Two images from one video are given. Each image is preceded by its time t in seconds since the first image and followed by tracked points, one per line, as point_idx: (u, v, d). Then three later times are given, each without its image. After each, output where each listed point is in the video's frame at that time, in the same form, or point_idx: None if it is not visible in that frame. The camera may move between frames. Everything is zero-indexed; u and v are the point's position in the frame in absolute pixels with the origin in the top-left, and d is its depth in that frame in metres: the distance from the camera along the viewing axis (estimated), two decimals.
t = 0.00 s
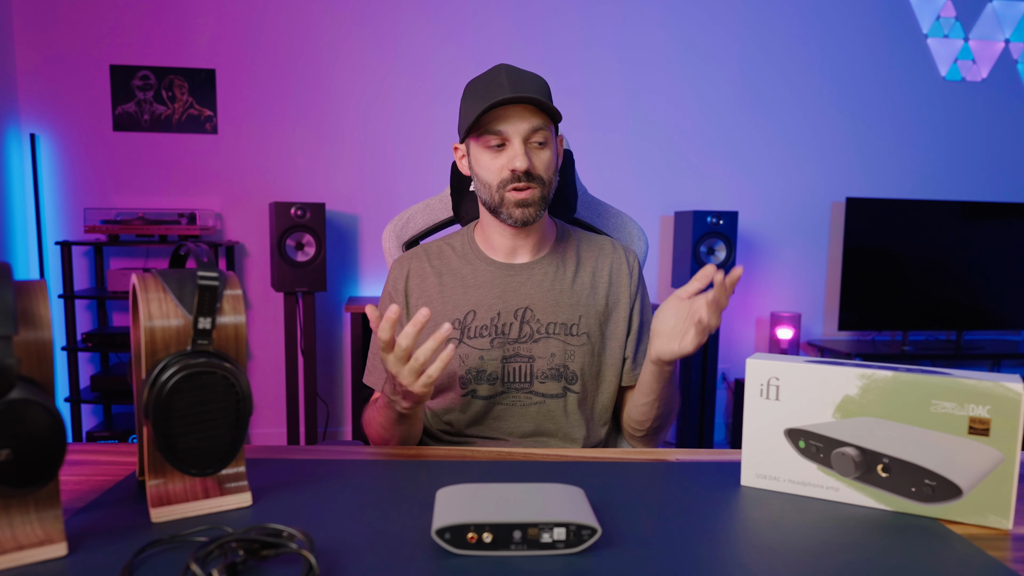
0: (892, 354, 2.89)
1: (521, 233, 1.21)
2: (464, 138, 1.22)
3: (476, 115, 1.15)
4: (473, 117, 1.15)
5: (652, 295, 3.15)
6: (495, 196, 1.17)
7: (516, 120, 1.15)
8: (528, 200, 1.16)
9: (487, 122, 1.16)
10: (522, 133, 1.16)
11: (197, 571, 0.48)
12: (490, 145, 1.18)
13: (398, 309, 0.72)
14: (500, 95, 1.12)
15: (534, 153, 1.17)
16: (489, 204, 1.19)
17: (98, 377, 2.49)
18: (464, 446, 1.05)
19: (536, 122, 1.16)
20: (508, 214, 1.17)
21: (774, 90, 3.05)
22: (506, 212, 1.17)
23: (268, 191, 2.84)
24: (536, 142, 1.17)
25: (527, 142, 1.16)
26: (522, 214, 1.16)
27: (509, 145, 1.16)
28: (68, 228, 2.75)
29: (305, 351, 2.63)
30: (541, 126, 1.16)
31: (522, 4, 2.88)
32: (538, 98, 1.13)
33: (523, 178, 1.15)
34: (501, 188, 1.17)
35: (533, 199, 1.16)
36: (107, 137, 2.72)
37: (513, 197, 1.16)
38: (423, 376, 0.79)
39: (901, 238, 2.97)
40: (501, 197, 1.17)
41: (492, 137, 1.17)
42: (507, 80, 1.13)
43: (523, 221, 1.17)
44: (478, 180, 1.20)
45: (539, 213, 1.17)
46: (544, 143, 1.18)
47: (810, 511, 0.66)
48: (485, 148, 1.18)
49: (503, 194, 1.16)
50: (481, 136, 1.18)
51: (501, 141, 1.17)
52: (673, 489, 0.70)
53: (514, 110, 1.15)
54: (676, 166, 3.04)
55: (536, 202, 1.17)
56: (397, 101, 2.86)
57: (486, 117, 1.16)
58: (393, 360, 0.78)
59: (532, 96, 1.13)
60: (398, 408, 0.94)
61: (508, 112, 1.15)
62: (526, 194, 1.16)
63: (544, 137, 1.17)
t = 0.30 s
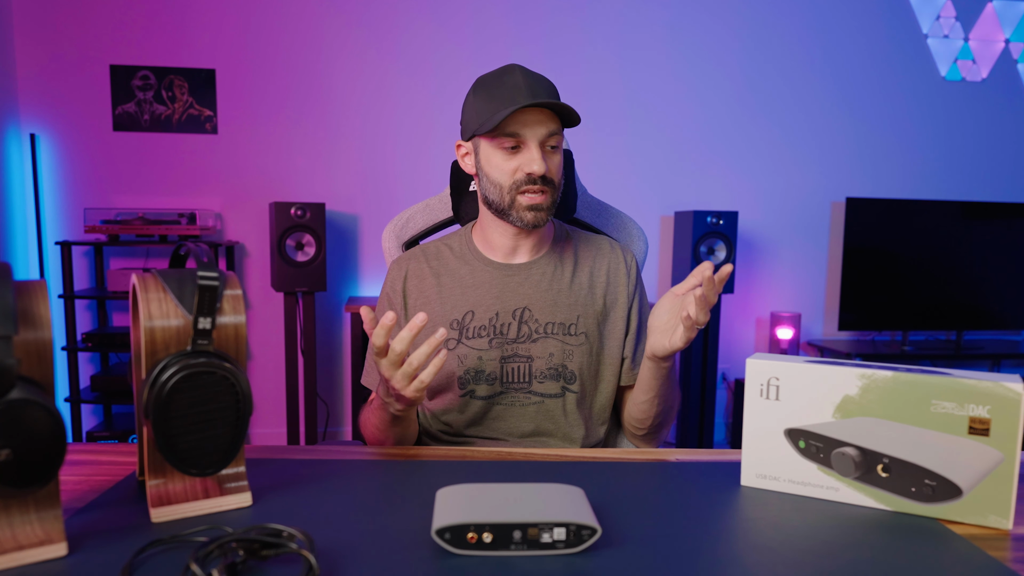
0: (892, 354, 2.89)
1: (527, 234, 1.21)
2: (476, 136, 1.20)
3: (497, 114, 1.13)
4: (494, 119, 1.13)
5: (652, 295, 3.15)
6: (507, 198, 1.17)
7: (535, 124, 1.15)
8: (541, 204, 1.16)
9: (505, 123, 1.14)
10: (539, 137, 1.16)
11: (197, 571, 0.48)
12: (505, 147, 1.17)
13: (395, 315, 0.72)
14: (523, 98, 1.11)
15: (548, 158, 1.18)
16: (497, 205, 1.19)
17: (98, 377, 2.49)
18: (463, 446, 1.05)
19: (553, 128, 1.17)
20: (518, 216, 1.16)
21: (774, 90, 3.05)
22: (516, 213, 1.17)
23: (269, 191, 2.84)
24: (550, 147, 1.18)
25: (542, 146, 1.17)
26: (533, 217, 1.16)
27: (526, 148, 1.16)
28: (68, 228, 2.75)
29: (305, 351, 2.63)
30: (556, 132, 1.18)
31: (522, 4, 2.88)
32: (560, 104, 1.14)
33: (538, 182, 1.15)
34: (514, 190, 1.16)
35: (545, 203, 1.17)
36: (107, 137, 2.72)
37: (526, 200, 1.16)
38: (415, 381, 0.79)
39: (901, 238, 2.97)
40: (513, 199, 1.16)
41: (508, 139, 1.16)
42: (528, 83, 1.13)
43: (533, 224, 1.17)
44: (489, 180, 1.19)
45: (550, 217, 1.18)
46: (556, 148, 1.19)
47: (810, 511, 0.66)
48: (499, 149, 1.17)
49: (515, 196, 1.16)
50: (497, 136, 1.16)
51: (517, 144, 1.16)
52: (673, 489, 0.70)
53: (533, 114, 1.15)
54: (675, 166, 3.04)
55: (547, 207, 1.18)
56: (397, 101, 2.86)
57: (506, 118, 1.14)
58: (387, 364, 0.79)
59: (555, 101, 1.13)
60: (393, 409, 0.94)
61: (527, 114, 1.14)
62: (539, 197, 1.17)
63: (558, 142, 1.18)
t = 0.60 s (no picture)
0: (892, 354, 2.89)
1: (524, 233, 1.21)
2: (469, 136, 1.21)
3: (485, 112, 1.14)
4: (482, 115, 1.14)
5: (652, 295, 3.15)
6: (500, 196, 1.17)
7: (526, 120, 1.15)
8: (534, 200, 1.16)
9: (495, 120, 1.15)
10: (530, 132, 1.16)
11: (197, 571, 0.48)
12: (496, 143, 1.17)
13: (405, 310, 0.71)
14: (509, 94, 1.12)
15: (541, 153, 1.17)
16: (492, 203, 1.19)
17: (98, 377, 2.49)
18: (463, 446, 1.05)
19: (544, 123, 1.17)
20: (512, 214, 1.16)
21: (774, 90, 3.05)
22: (510, 211, 1.17)
23: (269, 191, 2.84)
24: (543, 142, 1.18)
25: (534, 142, 1.16)
26: (527, 214, 1.16)
27: (517, 144, 1.16)
28: (68, 228, 2.75)
29: (305, 351, 2.63)
30: (549, 127, 1.17)
31: (522, 4, 2.88)
32: (549, 98, 1.14)
33: (530, 177, 1.15)
34: (507, 187, 1.16)
35: (539, 199, 1.16)
36: (107, 137, 2.72)
37: (518, 197, 1.16)
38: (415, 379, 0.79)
39: (901, 238, 2.97)
40: (506, 196, 1.16)
41: (499, 136, 1.16)
42: (516, 79, 1.13)
43: (528, 221, 1.16)
44: (483, 178, 1.20)
45: (544, 213, 1.17)
46: (550, 143, 1.18)
47: (810, 511, 0.66)
48: (491, 146, 1.18)
49: (508, 193, 1.16)
50: (488, 133, 1.17)
51: (509, 140, 1.17)
52: (673, 489, 0.70)
53: (523, 109, 1.15)
54: (676, 166, 3.04)
55: (541, 202, 1.17)
56: (397, 101, 2.86)
57: (496, 115, 1.15)
58: (390, 360, 0.79)
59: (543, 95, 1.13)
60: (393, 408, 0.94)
61: (517, 111, 1.15)
62: (532, 194, 1.16)
63: (551, 137, 1.18)
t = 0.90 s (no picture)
0: (892, 354, 2.89)
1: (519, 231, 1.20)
2: (462, 136, 1.22)
3: (473, 111, 1.15)
4: (470, 113, 1.16)
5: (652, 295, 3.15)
6: (493, 193, 1.17)
7: (515, 116, 1.16)
8: (526, 196, 1.16)
9: (484, 118, 1.17)
10: (520, 128, 1.16)
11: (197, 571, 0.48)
12: (488, 141, 1.18)
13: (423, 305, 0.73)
14: (496, 91, 1.13)
15: (532, 149, 1.17)
16: (487, 201, 1.19)
17: (97, 377, 2.49)
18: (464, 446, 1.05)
19: (534, 119, 1.17)
20: (506, 211, 1.16)
21: (774, 91, 3.05)
22: (504, 209, 1.17)
23: (269, 191, 2.84)
24: (535, 138, 1.17)
25: (525, 138, 1.17)
26: (520, 210, 1.16)
27: (507, 140, 1.16)
28: (68, 228, 2.75)
29: (305, 351, 2.63)
30: (540, 123, 1.17)
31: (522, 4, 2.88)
32: (537, 93, 1.14)
33: (521, 173, 1.15)
34: (499, 184, 1.17)
35: (530, 196, 1.16)
36: (107, 136, 2.72)
37: (511, 194, 1.16)
38: (422, 377, 0.79)
39: (900, 238, 2.97)
40: (499, 194, 1.17)
41: (490, 133, 1.17)
42: (504, 77, 1.14)
43: (521, 218, 1.16)
44: (477, 177, 1.20)
45: (538, 210, 1.17)
46: (542, 138, 1.18)
47: (810, 511, 0.66)
48: (483, 144, 1.18)
49: (501, 191, 1.17)
50: (479, 132, 1.18)
51: (500, 137, 1.17)
52: (673, 488, 0.70)
53: (512, 106, 1.16)
54: (675, 166, 3.04)
55: (533, 198, 1.16)
56: (397, 101, 2.86)
57: (485, 113, 1.16)
58: (398, 356, 0.79)
59: (529, 90, 1.13)
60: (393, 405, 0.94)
61: (506, 108, 1.16)
62: (524, 190, 1.16)
63: (543, 133, 1.17)
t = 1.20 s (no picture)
0: (892, 354, 2.89)
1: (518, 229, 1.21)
2: (465, 133, 1.22)
3: (478, 107, 1.15)
4: (474, 111, 1.15)
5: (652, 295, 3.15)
6: (493, 191, 1.17)
7: (519, 114, 1.16)
8: (527, 195, 1.16)
9: (488, 115, 1.16)
10: (524, 126, 1.16)
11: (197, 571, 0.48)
12: (491, 138, 1.18)
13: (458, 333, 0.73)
14: (501, 89, 1.13)
15: (535, 148, 1.17)
16: (487, 199, 1.19)
17: (97, 377, 2.48)
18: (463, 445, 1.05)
19: (537, 117, 1.17)
20: (505, 210, 1.17)
21: (774, 91, 3.04)
22: (504, 207, 1.17)
23: (269, 191, 2.84)
24: (537, 136, 1.17)
25: (528, 136, 1.16)
26: (519, 209, 1.16)
27: (510, 138, 1.16)
28: (69, 228, 2.75)
29: (305, 351, 2.63)
30: (542, 121, 1.17)
31: (522, 4, 2.88)
32: (540, 92, 1.14)
33: (523, 172, 1.15)
34: (500, 182, 1.17)
35: (531, 195, 1.16)
36: (107, 136, 2.72)
37: (512, 192, 1.16)
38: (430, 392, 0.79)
39: (900, 238, 2.97)
40: (499, 192, 1.17)
41: (494, 130, 1.17)
42: (508, 75, 1.13)
43: (520, 217, 1.16)
44: (478, 174, 1.20)
45: (537, 210, 1.17)
46: (545, 137, 1.18)
47: (810, 511, 0.66)
48: (486, 141, 1.18)
49: (501, 189, 1.17)
50: (482, 129, 1.18)
51: (503, 135, 1.17)
52: (672, 488, 0.70)
53: (515, 104, 1.16)
54: (675, 166, 3.04)
55: (534, 197, 1.17)
56: (397, 101, 2.86)
57: (489, 110, 1.16)
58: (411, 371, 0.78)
59: (534, 87, 1.13)
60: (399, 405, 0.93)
61: (510, 106, 1.16)
62: (525, 189, 1.16)
63: (545, 131, 1.17)
